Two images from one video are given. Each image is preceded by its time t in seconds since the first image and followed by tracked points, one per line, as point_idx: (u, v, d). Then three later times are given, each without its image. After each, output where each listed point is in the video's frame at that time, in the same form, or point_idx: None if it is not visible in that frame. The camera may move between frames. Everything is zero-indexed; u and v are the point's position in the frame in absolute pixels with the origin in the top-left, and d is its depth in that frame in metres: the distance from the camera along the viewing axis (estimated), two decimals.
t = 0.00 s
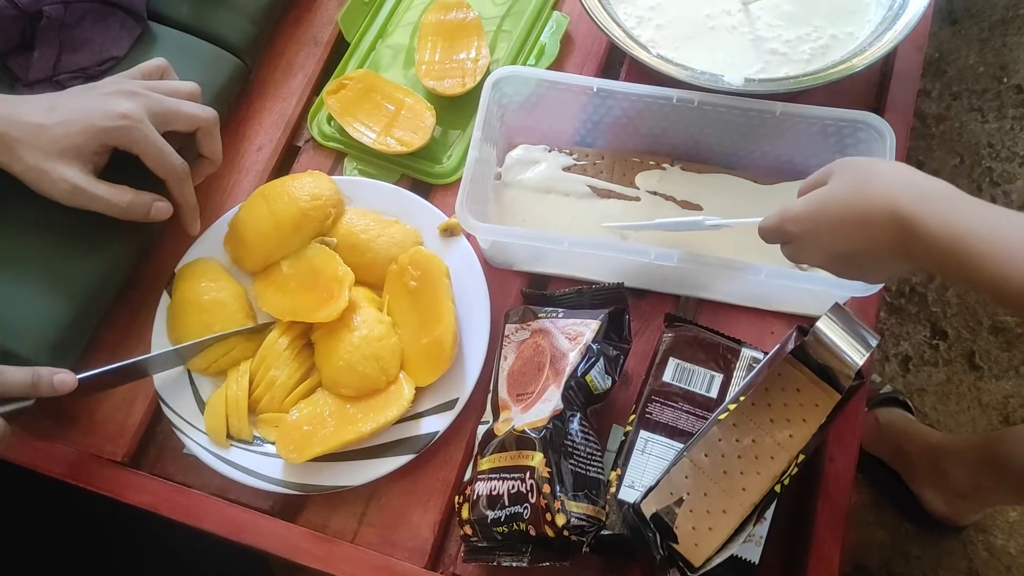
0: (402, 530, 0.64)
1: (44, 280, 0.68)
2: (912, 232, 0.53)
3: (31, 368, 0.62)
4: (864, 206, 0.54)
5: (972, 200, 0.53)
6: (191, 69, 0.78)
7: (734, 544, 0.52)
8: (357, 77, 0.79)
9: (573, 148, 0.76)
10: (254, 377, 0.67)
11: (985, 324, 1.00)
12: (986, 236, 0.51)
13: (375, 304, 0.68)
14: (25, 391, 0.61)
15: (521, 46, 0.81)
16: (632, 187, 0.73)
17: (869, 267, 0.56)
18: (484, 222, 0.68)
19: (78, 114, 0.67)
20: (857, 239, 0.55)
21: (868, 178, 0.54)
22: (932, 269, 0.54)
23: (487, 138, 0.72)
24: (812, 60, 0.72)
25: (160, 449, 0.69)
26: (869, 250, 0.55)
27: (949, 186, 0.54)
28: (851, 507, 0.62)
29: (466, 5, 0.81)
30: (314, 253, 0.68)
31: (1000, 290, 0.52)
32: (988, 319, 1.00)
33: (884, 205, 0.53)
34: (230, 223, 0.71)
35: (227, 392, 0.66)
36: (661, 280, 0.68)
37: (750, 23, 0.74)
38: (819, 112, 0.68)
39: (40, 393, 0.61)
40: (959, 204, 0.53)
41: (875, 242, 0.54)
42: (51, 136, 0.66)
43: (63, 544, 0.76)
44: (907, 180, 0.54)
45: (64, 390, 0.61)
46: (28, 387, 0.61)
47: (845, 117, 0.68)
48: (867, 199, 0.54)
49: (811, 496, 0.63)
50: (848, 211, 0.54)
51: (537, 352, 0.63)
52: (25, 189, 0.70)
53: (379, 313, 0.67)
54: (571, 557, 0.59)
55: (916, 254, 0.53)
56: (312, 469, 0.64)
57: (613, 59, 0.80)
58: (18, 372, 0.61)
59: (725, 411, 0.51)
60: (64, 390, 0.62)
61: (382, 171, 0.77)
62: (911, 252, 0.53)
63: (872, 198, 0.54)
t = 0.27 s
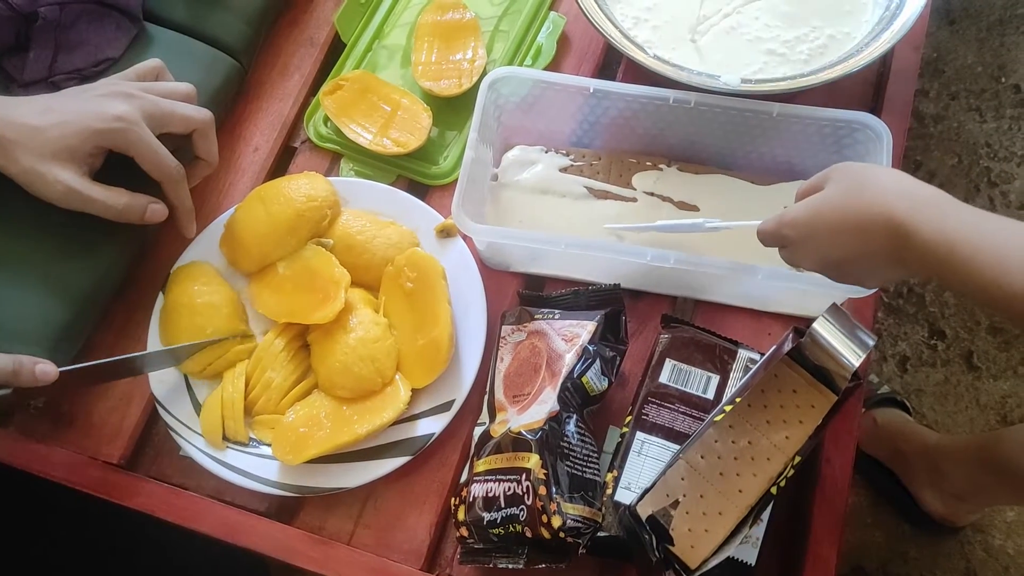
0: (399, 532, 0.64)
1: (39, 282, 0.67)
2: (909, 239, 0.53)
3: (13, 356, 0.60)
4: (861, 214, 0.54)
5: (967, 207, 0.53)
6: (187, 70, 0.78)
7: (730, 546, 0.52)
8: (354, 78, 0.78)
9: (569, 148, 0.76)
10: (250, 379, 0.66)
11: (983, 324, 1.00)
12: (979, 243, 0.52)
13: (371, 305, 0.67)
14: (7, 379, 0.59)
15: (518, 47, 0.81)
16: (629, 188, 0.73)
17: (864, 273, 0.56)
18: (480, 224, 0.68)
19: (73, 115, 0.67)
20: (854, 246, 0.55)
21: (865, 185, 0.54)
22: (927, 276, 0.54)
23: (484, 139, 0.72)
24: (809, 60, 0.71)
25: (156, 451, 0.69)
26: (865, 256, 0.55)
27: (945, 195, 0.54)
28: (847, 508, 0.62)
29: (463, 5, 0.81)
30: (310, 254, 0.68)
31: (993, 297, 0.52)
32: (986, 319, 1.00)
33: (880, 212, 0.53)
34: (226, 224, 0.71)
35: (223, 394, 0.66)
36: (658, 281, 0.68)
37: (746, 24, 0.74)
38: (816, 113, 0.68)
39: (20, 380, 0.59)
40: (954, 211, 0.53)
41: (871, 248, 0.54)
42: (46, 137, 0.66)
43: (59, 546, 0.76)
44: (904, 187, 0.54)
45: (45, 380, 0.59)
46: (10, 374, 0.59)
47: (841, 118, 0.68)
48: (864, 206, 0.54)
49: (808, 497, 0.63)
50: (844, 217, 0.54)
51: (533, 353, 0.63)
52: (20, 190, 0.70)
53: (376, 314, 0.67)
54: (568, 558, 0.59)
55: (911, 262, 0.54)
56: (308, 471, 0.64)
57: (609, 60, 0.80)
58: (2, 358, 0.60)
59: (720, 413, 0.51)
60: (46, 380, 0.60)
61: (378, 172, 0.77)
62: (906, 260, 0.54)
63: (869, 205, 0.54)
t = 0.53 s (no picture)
0: (388, 543, 0.63)
1: (24, 292, 0.67)
2: (909, 252, 0.52)
3: None
4: (860, 225, 0.53)
5: (966, 218, 0.53)
6: (173, 77, 0.77)
7: (721, 557, 0.51)
8: (342, 84, 0.78)
9: (559, 153, 0.75)
10: (237, 389, 0.66)
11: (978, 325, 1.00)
12: (983, 256, 0.51)
13: (360, 313, 0.67)
14: None
15: (507, 51, 0.81)
16: (619, 193, 0.72)
17: (862, 284, 0.56)
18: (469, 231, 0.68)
19: (57, 122, 0.67)
20: (852, 257, 0.54)
21: (864, 195, 0.54)
22: (926, 287, 0.54)
23: (472, 145, 0.71)
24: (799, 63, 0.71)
25: (142, 463, 0.68)
26: (864, 268, 0.54)
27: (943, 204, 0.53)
28: (841, 515, 0.61)
29: (452, 10, 0.81)
30: (297, 262, 0.67)
31: (994, 312, 0.51)
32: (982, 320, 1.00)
33: (879, 223, 0.53)
34: (213, 232, 0.70)
35: (209, 405, 0.65)
36: (649, 287, 0.68)
37: (736, 27, 0.73)
38: (807, 116, 0.67)
39: None
40: (955, 223, 0.52)
41: (870, 259, 0.54)
42: (29, 146, 0.65)
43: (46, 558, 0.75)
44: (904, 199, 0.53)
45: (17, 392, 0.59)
46: None
47: (833, 121, 0.67)
48: (863, 217, 0.53)
49: (802, 505, 0.62)
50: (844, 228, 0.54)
51: (523, 361, 0.62)
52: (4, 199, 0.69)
53: (364, 322, 0.66)
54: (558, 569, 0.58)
55: (910, 274, 0.53)
56: (296, 482, 0.63)
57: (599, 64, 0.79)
58: None
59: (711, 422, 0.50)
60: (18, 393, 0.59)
61: (367, 179, 0.76)
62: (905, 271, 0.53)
63: (868, 216, 0.53)
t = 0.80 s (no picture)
0: (385, 551, 0.63)
1: (17, 301, 0.66)
2: (911, 265, 0.52)
3: None
4: (862, 237, 0.53)
5: (973, 231, 0.52)
6: (165, 84, 0.77)
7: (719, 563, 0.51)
8: (335, 90, 0.78)
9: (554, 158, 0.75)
10: (232, 398, 0.65)
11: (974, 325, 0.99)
12: (986, 273, 0.50)
13: (355, 320, 0.66)
14: None
15: (500, 55, 0.80)
16: (614, 197, 0.72)
17: (865, 294, 0.56)
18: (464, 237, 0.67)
19: (49, 131, 0.66)
20: (854, 268, 0.54)
21: (866, 208, 0.53)
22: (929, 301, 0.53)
23: (466, 151, 0.71)
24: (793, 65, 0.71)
25: (137, 471, 0.67)
26: (867, 280, 0.54)
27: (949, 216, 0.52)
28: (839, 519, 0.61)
29: (445, 14, 0.81)
30: (292, 269, 0.67)
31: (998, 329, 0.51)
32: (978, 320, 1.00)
33: (882, 236, 0.52)
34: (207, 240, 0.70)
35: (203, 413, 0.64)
36: (645, 292, 0.68)
37: (730, 30, 0.73)
38: (801, 119, 0.67)
39: None
40: (961, 237, 0.51)
41: (873, 272, 0.54)
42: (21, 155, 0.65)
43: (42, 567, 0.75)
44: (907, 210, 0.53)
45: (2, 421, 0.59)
46: None
47: (827, 124, 0.67)
48: (864, 230, 0.53)
49: (799, 509, 0.62)
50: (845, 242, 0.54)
51: (518, 367, 0.62)
52: None
53: (359, 329, 0.66)
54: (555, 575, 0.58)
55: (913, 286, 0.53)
56: (292, 491, 0.63)
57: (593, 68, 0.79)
58: None
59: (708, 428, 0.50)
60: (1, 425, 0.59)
61: (361, 185, 0.76)
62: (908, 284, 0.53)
63: (870, 230, 0.53)
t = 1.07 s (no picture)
0: (384, 554, 0.63)
1: (15, 307, 0.67)
2: (912, 275, 0.52)
3: None
4: (863, 246, 0.53)
5: (971, 243, 0.53)
6: (163, 89, 0.77)
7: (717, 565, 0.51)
8: (332, 94, 0.78)
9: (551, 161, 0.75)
10: (231, 402, 0.65)
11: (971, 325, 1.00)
12: (986, 283, 0.51)
13: (353, 324, 0.66)
14: None
15: (497, 58, 0.81)
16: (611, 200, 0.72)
17: (864, 303, 0.56)
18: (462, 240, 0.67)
19: (47, 137, 0.66)
20: (855, 277, 0.54)
21: (868, 217, 0.53)
22: (928, 310, 0.54)
23: (463, 154, 0.71)
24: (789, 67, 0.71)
25: (136, 476, 0.68)
26: (868, 289, 0.54)
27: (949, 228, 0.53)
28: (836, 520, 0.61)
29: (441, 18, 0.81)
30: (290, 273, 0.67)
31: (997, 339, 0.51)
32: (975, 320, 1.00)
33: (883, 246, 0.53)
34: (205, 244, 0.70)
35: (203, 418, 0.65)
36: (642, 294, 0.68)
37: (725, 32, 0.73)
38: (797, 122, 0.68)
39: None
40: (961, 249, 0.52)
41: (873, 281, 0.54)
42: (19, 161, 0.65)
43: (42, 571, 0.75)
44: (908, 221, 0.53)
45: None
46: None
47: (823, 126, 0.67)
48: (865, 239, 0.53)
49: (797, 510, 0.63)
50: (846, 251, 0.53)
51: (516, 370, 0.62)
52: None
53: (357, 333, 0.66)
54: None
55: (913, 296, 0.53)
56: (292, 494, 0.63)
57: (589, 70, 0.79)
58: None
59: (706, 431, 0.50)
60: None
61: (359, 189, 0.76)
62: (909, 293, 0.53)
63: (871, 240, 0.53)
